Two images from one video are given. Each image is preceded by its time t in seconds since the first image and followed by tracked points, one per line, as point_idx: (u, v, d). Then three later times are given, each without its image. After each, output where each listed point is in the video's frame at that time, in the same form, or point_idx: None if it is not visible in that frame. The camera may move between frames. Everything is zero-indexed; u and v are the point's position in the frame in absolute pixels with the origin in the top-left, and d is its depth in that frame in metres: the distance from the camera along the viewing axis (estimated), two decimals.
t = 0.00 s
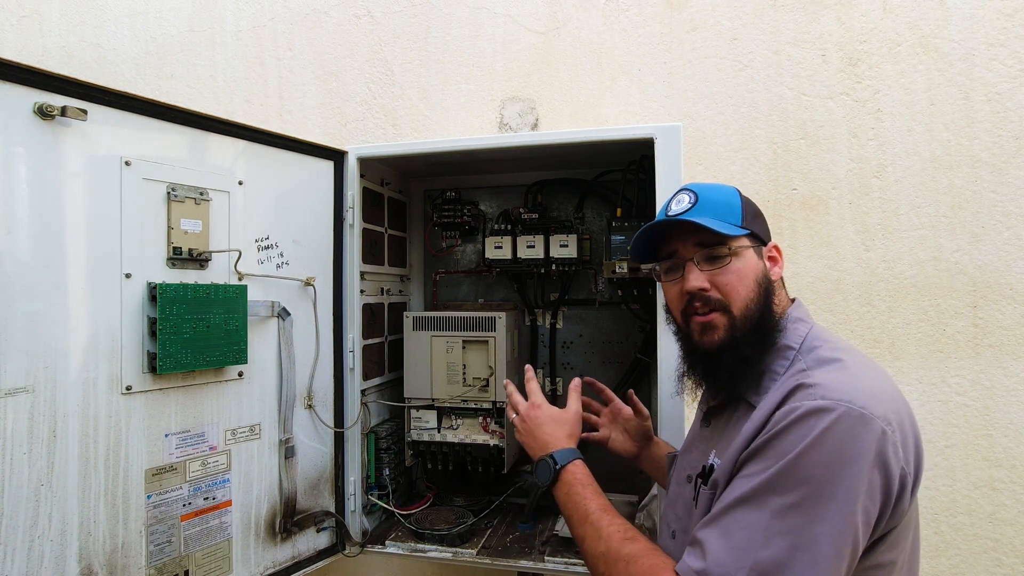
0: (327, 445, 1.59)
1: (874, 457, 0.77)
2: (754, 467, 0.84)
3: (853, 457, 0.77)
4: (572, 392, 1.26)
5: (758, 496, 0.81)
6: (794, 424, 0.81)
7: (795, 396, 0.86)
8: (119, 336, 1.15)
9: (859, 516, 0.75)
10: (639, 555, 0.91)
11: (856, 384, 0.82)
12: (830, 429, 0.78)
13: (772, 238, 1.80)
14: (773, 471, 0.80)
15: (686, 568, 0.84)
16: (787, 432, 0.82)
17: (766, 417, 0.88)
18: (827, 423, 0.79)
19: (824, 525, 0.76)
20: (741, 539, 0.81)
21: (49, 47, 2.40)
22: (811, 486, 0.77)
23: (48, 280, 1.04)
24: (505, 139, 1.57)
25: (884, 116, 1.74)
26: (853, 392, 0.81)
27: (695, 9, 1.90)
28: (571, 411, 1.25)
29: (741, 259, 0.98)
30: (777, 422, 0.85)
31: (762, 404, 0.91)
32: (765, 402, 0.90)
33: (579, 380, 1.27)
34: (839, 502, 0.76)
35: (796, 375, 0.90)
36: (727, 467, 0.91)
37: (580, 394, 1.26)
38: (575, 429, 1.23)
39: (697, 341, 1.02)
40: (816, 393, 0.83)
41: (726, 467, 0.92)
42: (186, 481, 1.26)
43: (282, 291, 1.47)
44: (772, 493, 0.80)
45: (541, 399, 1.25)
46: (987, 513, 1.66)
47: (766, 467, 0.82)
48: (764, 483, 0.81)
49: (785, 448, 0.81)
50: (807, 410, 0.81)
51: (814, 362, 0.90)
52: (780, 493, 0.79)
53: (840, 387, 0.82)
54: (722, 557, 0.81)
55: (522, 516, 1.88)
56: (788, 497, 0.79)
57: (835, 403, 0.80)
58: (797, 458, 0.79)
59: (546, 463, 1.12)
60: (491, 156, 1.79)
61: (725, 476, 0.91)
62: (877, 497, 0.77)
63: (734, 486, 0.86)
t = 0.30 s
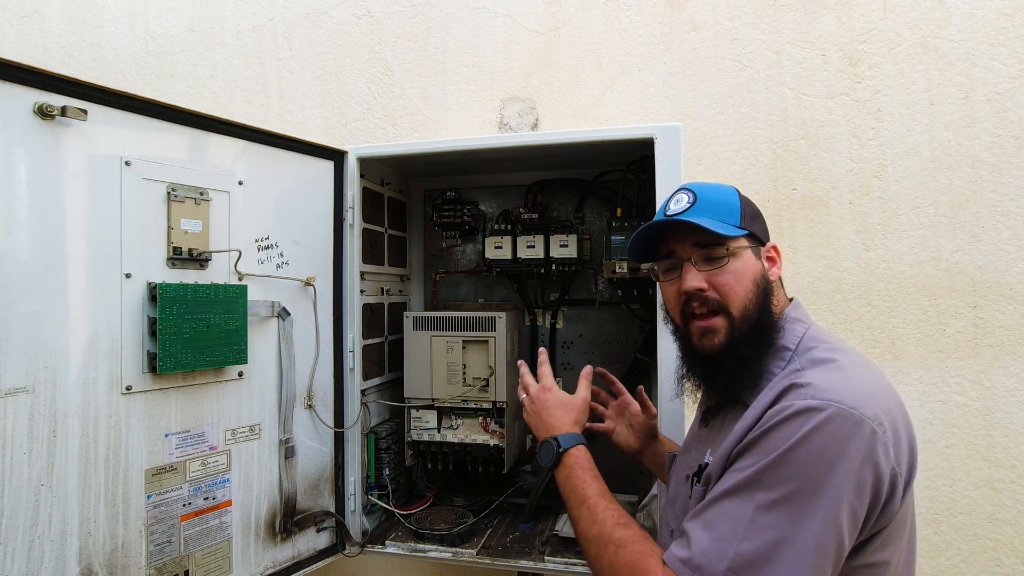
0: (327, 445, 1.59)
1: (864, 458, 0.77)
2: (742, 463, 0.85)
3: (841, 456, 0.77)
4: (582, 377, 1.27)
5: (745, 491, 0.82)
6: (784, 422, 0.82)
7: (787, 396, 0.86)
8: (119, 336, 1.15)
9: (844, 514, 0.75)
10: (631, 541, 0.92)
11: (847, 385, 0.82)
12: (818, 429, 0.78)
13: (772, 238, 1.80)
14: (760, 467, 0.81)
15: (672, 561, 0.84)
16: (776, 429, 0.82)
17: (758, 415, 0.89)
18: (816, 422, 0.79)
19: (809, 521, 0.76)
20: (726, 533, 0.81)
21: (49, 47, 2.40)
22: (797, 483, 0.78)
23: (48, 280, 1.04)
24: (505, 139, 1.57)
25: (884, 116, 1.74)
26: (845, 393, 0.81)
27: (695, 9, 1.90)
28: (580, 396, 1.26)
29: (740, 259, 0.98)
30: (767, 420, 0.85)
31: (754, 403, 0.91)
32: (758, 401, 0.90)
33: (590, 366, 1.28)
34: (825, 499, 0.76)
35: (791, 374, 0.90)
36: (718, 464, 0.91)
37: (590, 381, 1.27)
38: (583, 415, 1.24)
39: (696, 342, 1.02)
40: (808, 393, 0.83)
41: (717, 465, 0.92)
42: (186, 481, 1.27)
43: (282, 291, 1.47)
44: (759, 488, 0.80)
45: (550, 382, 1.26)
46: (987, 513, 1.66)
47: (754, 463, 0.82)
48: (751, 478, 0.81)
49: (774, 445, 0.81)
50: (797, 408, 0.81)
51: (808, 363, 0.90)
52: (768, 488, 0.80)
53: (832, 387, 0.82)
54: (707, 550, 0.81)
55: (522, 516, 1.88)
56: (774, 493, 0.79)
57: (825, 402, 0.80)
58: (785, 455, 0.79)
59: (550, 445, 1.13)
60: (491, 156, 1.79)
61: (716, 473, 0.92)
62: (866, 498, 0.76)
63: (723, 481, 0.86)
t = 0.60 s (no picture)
0: (327, 446, 1.59)
1: (859, 462, 0.77)
2: (738, 465, 0.85)
3: (837, 460, 0.77)
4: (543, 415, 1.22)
5: (741, 493, 0.82)
6: (781, 425, 0.82)
7: (784, 399, 0.86)
8: (119, 336, 1.15)
9: (839, 518, 0.75)
10: (609, 553, 0.93)
11: (844, 389, 0.82)
12: (814, 432, 0.78)
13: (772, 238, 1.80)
14: (756, 469, 0.81)
15: (666, 558, 0.84)
16: (773, 432, 0.82)
17: (755, 417, 0.89)
18: (812, 426, 0.79)
19: (804, 525, 0.76)
20: (719, 533, 0.81)
21: (49, 48, 2.40)
22: (792, 486, 0.78)
23: (48, 280, 1.04)
24: (505, 139, 1.57)
25: (884, 116, 1.74)
26: (842, 397, 0.81)
27: (696, 9, 1.90)
28: (538, 436, 1.21)
29: (744, 261, 0.98)
30: (764, 423, 0.85)
31: (752, 406, 0.91)
32: (755, 403, 0.90)
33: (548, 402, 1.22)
34: (821, 502, 0.76)
35: (788, 376, 0.89)
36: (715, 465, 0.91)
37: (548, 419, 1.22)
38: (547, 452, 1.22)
39: (696, 344, 1.03)
40: (805, 397, 0.83)
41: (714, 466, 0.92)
42: (186, 481, 1.27)
43: (282, 291, 1.47)
44: (754, 491, 0.81)
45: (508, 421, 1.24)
46: (987, 513, 1.66)
47: (750, 466, 0.83)
48: (746, 480, 0.82)
49: (770, 448, 0.82)
50: (794, 412, 0.82)
51: (806, 366, 0.90)
52: (763, 491, 0.80)
53: (830, 391, 0.82)
54: (700, 551, 0.82)
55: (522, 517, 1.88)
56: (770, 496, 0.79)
57: (822, 406, 0.80)
58: (780, 458, 0.79)
59: (512, 489, 1.13)
60: (491, 156, 1.79)
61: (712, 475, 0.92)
62: (862, 503, 0.76)
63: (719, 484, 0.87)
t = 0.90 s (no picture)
0: (327, 446, 1.59)
1: (850, 461, 0.77)
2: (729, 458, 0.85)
3: (828, 456, 0.77)
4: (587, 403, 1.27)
5: (731, 484, 0.82)
6: (775, 420, 0.82)
7: (780, 396, 0.86)
8: (119, 336, 1.15)
9: (826, 515, 0.75)
10: (609, 528, 0.93)
11: (841, 389, 0.82)
12: (806, 429, 0.78)
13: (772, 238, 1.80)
14: (745, 462, 0.81)
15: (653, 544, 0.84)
16: (765, 427, 0.82)
17: (750, 413, 0.89)
18: (804, 423, 0.79)
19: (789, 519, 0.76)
20: (706, 521, 0.81)
21: (49, 47, 2.40)
22: (780, 480, 0.78)
23: (48, 280, 1.04)
24: (505, 139, 1.57)
25: (884, 116, 1.74)
26: (838, 397, 0.81)
27: (696, 9, 1.90)
28: (577, 418, 1.26)
29: (752, 261, 0.98)
30: (758, 418, 0.85)
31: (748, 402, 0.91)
32: (752, 400, 0.90)
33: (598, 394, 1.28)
34: (808, 498, 0.76)
35: (787, 375, 0.89)
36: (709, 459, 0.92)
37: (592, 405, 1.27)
38: (580, 437, 1.25)
39: (702, 343, 1.03)
40: (800, 394, 0.83)
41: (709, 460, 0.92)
42: (186, 481, 1.26)
43: (282, 291, 1.47)
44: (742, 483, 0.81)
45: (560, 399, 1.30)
46: (987, 513, 1.66)
47: (740, 459, 0.83)
48: (735, 473, 0.82)
49: (761, 442, 0.82)
50: (788, 409, 0.81)
51: (805, 366, 0.90)
52: (753, 484, 0.80)
53: (826, 390, 0.82)
54: (686, 537, 0.82)
55: (522, 516, 1.88)
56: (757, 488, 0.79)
57: (817, 404, 0.80)
58: (770, 452, 0.79)
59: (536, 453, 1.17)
60: (491, 156, 1.79)
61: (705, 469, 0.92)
62: (851, 501, 0.76)
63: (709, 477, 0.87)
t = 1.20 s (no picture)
0: (327, 446, 1.59)
1: (837, 465, 0.77)
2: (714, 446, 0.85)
3: (814, 457, 0.77)
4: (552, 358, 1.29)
5: (713, 470, 0.82)
6: (767, 416, 0.82)
7: (776, 397, 0.86)
8: (120, 336, 1.15)
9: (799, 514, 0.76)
10: (573, 492, 0.94)
11: (836, 395, 0.82)
12: (796, 429, 0.78)
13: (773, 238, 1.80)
14: (730, 451, 0.81)
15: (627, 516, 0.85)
16: (756, 422, 0.82)
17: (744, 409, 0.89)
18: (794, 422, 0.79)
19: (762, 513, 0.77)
20: (683, 502, 0.81)
21: (49, 47, 2.40)
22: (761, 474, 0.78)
23: (48, 279, 1.04)
24: (505, 139, 1.57)
25: (884, 116, 1.74)
26: (833, 402, 0.81)
27: (696, 9, 1.90)
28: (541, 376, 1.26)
29: (763, 263, 0.97)
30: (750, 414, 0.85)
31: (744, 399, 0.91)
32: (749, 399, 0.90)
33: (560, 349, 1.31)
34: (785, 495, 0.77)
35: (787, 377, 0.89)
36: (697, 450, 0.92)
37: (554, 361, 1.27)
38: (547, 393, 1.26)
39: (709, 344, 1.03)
40: (796, 395, 0.83)
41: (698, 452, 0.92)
42: (186, 481, 1.26)
43: (282, 291, 1.47)
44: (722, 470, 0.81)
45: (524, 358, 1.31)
46: (987, 513, 1.66)
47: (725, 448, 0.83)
48: (718, 460, 0.82)
49: (748, 435, 0.82)
50: (781, 407, 0.81)
51: (804, 368, 0.90)
52: (735, 472, 0.80)
53: (822, 393, 0.82)
54: (661, 513, 0.82)
55: (522, 516, 1.89)
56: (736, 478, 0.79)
57: (811, 405, 0.80)
58: (757, 444, 0.79)
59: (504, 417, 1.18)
60: (491, 156, 1.79)
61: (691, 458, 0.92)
62: (832, 503, 0.76)
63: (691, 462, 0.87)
